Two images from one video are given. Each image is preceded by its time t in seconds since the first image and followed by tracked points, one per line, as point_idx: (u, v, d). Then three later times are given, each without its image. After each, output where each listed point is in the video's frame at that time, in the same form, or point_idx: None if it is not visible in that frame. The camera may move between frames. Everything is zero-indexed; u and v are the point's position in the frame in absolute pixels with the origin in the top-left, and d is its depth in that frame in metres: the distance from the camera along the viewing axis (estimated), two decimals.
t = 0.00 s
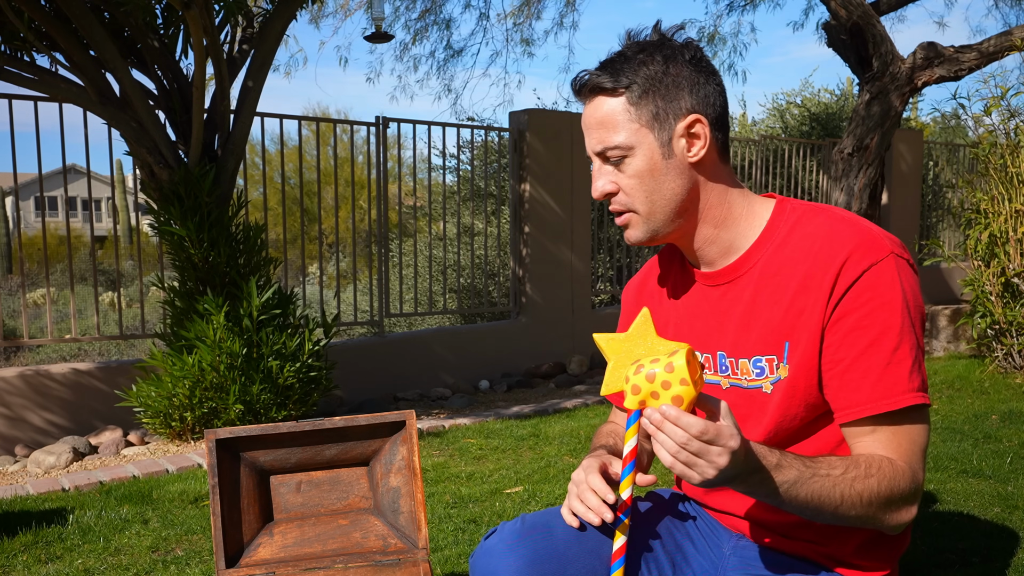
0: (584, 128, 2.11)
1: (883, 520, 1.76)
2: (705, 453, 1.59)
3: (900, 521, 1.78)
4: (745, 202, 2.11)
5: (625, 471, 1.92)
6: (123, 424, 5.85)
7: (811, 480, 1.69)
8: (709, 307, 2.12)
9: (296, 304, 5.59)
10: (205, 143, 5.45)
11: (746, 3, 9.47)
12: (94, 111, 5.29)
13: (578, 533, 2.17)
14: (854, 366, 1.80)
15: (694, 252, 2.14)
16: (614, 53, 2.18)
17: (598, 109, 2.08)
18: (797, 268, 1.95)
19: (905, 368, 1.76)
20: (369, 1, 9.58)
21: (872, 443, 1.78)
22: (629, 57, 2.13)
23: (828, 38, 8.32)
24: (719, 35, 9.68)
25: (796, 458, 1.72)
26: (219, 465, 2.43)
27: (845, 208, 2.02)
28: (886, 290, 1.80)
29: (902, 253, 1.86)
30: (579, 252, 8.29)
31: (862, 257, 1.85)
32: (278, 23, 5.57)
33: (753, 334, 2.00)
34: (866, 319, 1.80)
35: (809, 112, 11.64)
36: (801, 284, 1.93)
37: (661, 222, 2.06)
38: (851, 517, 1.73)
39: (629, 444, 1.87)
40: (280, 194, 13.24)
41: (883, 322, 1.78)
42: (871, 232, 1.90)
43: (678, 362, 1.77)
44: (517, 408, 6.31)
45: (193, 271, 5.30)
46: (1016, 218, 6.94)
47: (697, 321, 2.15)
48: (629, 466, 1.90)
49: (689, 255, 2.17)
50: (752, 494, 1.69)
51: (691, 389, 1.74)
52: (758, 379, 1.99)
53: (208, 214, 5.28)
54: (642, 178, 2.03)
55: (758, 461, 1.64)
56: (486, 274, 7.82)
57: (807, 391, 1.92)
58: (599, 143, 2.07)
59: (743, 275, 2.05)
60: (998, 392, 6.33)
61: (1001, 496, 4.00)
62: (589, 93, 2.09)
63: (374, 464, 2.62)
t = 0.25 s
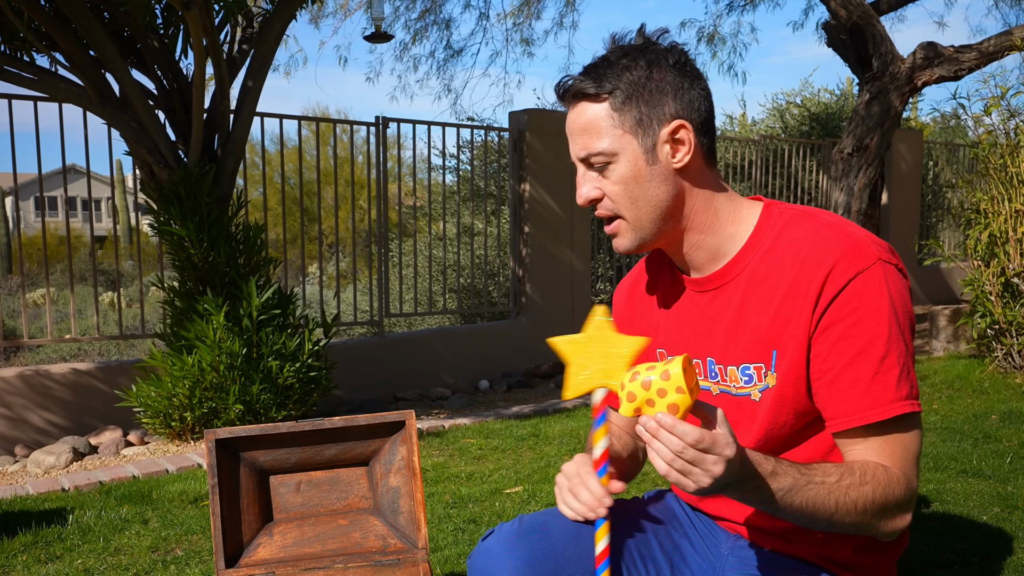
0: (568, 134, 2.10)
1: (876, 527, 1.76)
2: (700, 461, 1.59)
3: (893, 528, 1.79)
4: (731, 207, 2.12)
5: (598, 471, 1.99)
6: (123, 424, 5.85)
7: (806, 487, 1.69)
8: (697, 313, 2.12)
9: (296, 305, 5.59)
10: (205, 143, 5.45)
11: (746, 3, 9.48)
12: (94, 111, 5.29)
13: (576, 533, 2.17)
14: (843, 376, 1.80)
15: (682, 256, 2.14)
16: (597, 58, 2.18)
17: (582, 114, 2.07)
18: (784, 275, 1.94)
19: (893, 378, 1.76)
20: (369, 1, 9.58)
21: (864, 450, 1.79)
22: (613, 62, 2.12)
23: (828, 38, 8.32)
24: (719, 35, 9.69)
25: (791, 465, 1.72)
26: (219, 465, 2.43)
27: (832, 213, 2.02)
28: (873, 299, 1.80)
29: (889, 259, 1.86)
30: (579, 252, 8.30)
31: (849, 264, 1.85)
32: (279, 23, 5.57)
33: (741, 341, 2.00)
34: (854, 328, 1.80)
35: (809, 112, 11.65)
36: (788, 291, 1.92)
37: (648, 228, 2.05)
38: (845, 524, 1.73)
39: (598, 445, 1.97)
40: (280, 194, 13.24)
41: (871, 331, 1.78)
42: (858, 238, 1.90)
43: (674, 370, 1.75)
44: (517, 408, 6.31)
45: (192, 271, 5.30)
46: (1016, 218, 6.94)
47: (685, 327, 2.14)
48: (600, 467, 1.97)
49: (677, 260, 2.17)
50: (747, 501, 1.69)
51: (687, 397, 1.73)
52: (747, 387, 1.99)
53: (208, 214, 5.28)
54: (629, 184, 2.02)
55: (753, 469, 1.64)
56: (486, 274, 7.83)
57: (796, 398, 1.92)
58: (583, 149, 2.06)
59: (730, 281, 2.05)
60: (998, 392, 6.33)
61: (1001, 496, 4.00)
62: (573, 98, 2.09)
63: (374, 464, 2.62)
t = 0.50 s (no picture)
0: (565, 139, 2.10)
1: (878, 527, 1.77)
2: (698, 465, 1.59)
3: (894, 528, 1.79)
4: (730, 208, 2.12)
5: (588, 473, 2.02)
6: (123, 424, 5.85)
7: (806, 487, 1.70)
8: (698, 315, 2.12)
9: (296, 305, 5.59)
10: (204, 143, 5.45)
11: (745, 3, 9.48)
12: (93, 111, 5.29)
13: (575, 533, 2.17)
14: (846, 376, 1.80)
15: (682, 259, 2.14)
16: (593, 62, 2.18)
17: (580, 120, 2.07)
18: (786, 275, 1.95)
19: (896, 378, 1.77)
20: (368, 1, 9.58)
21: (865, 450, 1.79)
22: (611, 66, 2.13)
23: (827, 38, 8.32)
24: (718, 35, 9.70)
25: (790, 466, 1.72)
26: (219, 465, 2.43)
27: (832, 213, 2.03)
28: (875, 299, 1.80)
29: (891, 259, 1.87)
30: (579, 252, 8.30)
31: (851, 264, 1.85)
32: (278, 23, 5.57)
33: (742, 342, 2.00)
34: (857, 328, 1.81)
35: (809, 112, 11.65)
36: (790, 292, 1.93)
37: (648, 232, 2.06)
38: (846, 525, 1.73)
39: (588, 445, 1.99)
40: (279, 194, 13.24)
41: (874, 331, 1.79)
42: (859, 239, 1.90)
43: (670, 374, 1.74)
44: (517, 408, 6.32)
45: (192, 271, 5.30)
46: (1016, 218, 6.95)
47: (686, 328, 2.14)
48: (592, 469, 2.00)
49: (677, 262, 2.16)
50: (745, 502, 1.69)
51: (684, 401, 1.71)
52: (749, 388, 1.99)
53: (208, 215, 5.28)
54: (628, 188, 2.02)
55: (751, 470, 1.64)
56: (485, 274, 7.83)
57: (798, 399, 1.92)
58: (581, 154, 2.06)
59: (731, 282, 2.05)
60: (998, 392, 6.33)
61: (1000, 495, 4.01)
62: (570, 104, 2.09)
63: (374, 464, 2.62)
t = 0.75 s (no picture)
0: (571, 140, 2.10)
1: (880, 528, 1.76)
2: (704, 459, 1.59)
3: (896, 529, 1.79)
4: (736, 209, 2.12)
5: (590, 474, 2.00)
6: (123, 424, 5.86)
7: (809, 486, 1.69)
8: (702, 315, 2.12)
9: (296, 305, 5.60)
10: (205, 143, 5.45)
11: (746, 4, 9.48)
12: (94, 111, 5.30)
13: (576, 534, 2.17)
14: (851, 377, 1.81)
15: (687, 259, 2.13)
16: (599, 62, 2.18)
17: (586, 120, 2.08)
18: (791, 276, 1.95)
19: (901, 379, 1.77)
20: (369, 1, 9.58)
21: (868, 451, 1.79)
22: (617, 65, 2.13)
23: (828, 38, 8.31)
24: (719, 35, 9.70)
25: (794, 464, 1.72)
26: (219, 465, 2.43)
27: (838, 214, 2.03)
28: (880, 300, 1.80)
29: (896, 261, 1.87)
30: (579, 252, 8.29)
31: (856, 265, 1.85)
32: (279, 24, 5.57)
33: (747, 342, 2.00)
34: (862, 329, 1.81)
35: (809, 112, 11.65)
36: (795, 293, 1.93)
37: (653, 232, 2.05)
38: (848, 524, 1.73)
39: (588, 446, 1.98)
40: (280, 194, 13.24)
41: (879, 332, 1.79)
42: (865, 240, 1.90)
43: (680, 368, 1.74)
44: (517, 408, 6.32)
45: (193, 271, 5.30)
46: (1016, 219, 6.94)
47: (691, 328, 2.14)
48: (593, 470, 1.98)
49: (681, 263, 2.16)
50: (749, 500, 1.69)
51: (691, 396, 1.72)
52: (753, 388, 1.99)
53: (208, 215, 5.28)
54: (633, 189, 2.02)
55: (756, 468, 1.64)
56: (486, 274, 7.82)
57: (803, 400, 1.92)
58: (587, 154, 2.06)
59: (736, 283, 2.05)
60: (998, 393, 6.33)
61: (1000, 497, 4.01)
62: (576, 104, 2.09)
63: (374, 464, 2.62)
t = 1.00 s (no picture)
0: (573, 136, 2.10)
1: (880, 527, 1.76)
2: (709, 453, 1.58)
3: (897, 528, 1.78)
4: (737, 208, 2.12)
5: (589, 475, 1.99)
6: (123, 425, 5.85)
7: (811, 483, 1.69)
8: (703, 315, 2.12)
9: (295, 305, 5.60)
10: (205, 143, 5.45)
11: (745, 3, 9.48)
12: (94, 111, 5.30)
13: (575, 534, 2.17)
14: (852, 376, 1.81)
15: (688, 259, 2.13)
16: (603, 60, 2.18)
17: (588, 117, 2.08)
18: (791, 275, 1.95)
19: (901, 378, 1.77)
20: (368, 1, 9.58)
21: (868, 450, 1.79)
22: (621, 63, 2.13)
23: (827, 38, 8.31)
24: (719, 35, 9.70)
25: (797, 461, 1.71)
26: (219, 466, 2.43)
27: (838, 214, 2.03)
28: (881, 299, 1.81)
29: (897, 260, 1.87)
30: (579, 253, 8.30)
31: (857, 264, 1.86)
32: (278, 24, 5.57)
33: (748, 341, 2.00)
34: (862, 328, 1.81)
35: (809, 112, 11.65)
36: (796, 292, 1.93)
37: (654, 231, 2.05)
38: (849, 523, 1.73)
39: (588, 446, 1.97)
40: (280, 194, 13.25)
41: (880, 331, 1.79)
42: (865, 239, 1.90)
43: (687, 361, 1.73)
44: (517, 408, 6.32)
45: (192, 271, 5.30)
46: (1016, 219, 6.94)
47: (691, 327, 2.14)
48: (593, 469, 1.97)
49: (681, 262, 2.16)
50: (752, 496, 1.68)
51: (698, 389, 1.71)
52: (754, 388, 1.99)
53: (208, 215, 5.28)
54: (635, 187, 2.02)
55: (760, 463, 1.63)
56: (485, 274, 7.82)
57: (804, 399, 1.92)
58: (589, 151, 2.06)
59: (737, 282, 2.05)
60: (998, 393, 6.33)
61: (1000, 496, 4.01)
62: (579, 100, 2.09)
63: (374, 464, 2.62)
